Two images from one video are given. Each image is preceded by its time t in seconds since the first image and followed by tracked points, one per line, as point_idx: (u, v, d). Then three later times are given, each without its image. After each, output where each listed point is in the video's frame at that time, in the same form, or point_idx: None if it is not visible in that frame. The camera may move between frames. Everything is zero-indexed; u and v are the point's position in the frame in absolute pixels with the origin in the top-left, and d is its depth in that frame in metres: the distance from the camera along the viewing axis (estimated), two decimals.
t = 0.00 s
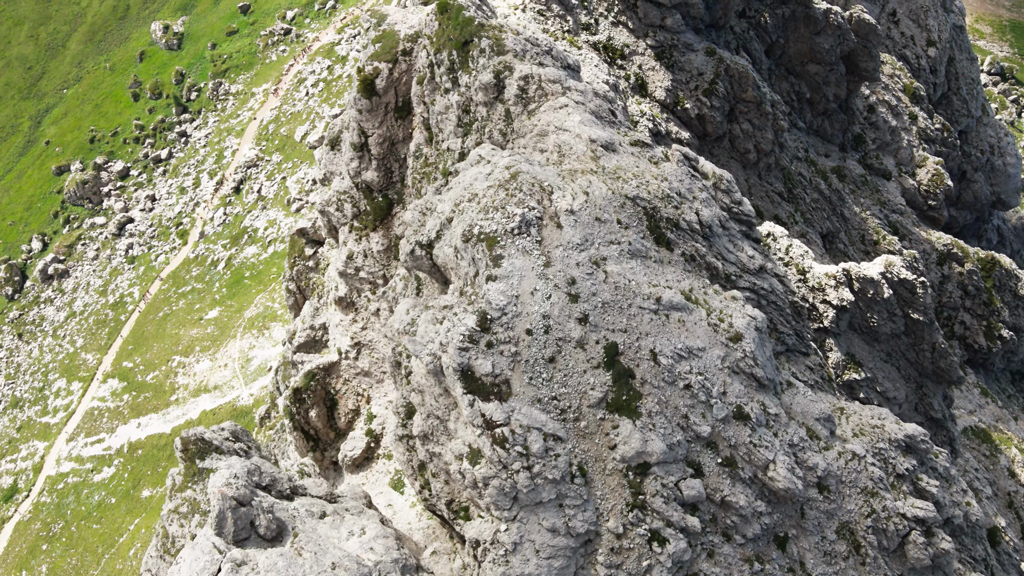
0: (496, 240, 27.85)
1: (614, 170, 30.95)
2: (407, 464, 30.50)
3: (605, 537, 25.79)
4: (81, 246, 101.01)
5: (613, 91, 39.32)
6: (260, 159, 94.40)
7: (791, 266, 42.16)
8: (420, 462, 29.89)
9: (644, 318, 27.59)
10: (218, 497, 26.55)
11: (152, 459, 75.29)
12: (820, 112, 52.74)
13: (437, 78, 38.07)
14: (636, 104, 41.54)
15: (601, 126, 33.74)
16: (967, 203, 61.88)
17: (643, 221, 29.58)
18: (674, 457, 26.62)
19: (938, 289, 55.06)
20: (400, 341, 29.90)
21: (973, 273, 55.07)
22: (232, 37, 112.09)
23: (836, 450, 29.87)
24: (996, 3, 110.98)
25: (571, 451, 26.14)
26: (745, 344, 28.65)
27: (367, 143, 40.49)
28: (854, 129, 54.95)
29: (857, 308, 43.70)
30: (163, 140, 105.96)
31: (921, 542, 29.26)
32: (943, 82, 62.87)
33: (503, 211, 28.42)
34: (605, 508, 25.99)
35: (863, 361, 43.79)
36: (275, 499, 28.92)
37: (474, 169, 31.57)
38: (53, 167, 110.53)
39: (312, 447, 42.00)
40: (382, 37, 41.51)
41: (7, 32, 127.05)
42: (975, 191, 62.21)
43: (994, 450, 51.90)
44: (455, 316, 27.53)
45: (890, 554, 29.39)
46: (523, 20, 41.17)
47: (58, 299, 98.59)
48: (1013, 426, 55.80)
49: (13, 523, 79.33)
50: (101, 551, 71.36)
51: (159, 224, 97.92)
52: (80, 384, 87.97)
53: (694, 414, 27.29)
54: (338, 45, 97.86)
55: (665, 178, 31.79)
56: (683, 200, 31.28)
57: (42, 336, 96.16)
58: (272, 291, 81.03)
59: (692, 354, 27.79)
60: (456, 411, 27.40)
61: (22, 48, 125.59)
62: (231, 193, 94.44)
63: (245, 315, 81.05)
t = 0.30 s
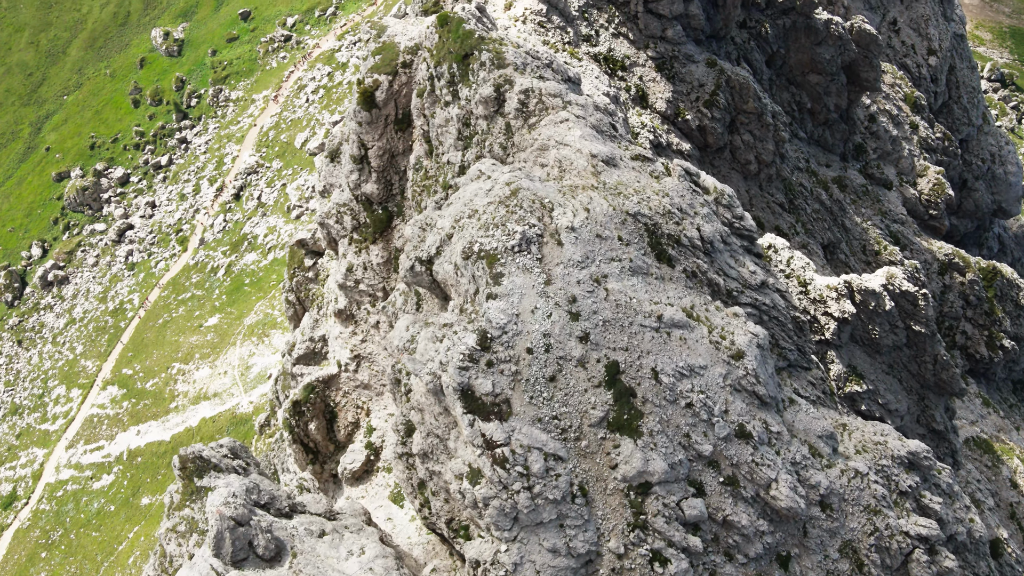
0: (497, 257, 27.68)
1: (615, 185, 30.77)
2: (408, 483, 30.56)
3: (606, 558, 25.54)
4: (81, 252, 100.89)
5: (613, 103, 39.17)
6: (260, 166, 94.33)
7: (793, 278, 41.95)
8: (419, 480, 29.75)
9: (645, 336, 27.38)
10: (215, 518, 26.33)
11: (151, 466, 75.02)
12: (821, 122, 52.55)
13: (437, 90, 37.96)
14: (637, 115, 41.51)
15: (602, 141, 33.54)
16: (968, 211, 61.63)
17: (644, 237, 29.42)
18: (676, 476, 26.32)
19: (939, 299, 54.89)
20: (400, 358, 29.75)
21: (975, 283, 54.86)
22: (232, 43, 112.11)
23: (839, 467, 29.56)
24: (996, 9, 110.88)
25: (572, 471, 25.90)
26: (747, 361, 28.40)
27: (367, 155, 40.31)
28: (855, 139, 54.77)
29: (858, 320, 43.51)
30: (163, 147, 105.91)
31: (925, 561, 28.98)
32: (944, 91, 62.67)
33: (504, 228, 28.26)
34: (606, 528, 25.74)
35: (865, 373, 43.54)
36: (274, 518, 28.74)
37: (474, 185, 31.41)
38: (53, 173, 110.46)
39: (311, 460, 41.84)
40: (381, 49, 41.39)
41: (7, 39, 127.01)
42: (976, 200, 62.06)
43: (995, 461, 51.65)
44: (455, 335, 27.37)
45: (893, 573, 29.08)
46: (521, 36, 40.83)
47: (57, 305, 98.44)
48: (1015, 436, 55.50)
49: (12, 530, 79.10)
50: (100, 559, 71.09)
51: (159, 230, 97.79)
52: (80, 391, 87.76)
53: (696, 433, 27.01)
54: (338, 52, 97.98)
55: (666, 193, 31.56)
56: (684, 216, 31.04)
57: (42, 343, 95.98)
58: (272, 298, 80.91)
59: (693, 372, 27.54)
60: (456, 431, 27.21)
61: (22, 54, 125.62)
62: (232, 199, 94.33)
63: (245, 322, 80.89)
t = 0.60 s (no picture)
0: (497, 274, 27.51)
1: (616, 201, 30.58)
2: (407, 502, 30.36)
3: None
4: (81, 259, 100.80)
5: (614, 116, 39.00)
6: (260, 173, 94.22)
7: (794, 291, 41.70)
8: (419, 498, 29.56)
9: (646, 354, 27.17)
10: (214, 538, 26.28)
11: (150, 474, 74.71)
12: (822, 132, 52.36)
13: (437, 103, 37.84)
14: (637, 127, 41.33)
15: (603, 155, 33.34)
16: (969, 220, 61.39)
17: (645, 254, 29.21)
18: (678, 495, 25.92)
19: (940, 309, 54.61)
20: (400, 376, 29.60)
21: (976, 293, 54.64)
22: (232, 50, 112.17)
23: (842, 485, 29.22)
24: (995, 15, 110.78)
25: (573, 491, 25.56)
26: (749, 379, 28.13)
27: (366, 168, 40.14)
28: (856, 148, 54.59)
29: (860, 332, 43.24)
30: (163, 154, 105.88)
31: None
32: (945, 100, 62.50)
33: (504, 245, 28.11)
34: (607, 548, 25.40)
35: (866, 386, 43.21)
36: (272, 537, 28.60)
37: (474, 201, 31.26)
38: (53, 180, 110.44)
39: (310, 473, 41.53)
40: (381, 61, 41.24)
41: (7, 46, 127.01)
42: (976, 209, 61.89)
43: (998, 472, 51.31)
44: (454, 354, 27.16)
45: None
46: (520, 48, 40.69)
47: (57, 312, 98.28)
48: (1017, 446, 55.16)
49: (11, 538, 78.81)
50: (99, 567, 70.81)
51: (159, 237, 97.69)
52: (79, 399, 87.54)
53: (697, 452, 26.65)
54: (338, 58, 98.09)
55: (667, 209, 31.32)
56: (685, 231, 30.83)
57: (41, 350, 95.82)
58: (272, 306, 80.76)
59: (695, 391, 27.27)
60: (456, 450, 26.98)
61: (23, 61, 125.68)
62: (232, 206, 94.19)
63: (244, 330, 80.69)
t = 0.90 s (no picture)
0: (496, 292, 27.35)
1: (616, 216, 30.40)
2: (405, 519, 30.18)
3: None
4: (80, 267, 100.66)
5: (614, 129, 38.85)
6: (260, 180, 94.12)
7: (795, 303, 41.50)
8: (417, 517, 29.33)
9: (647, 372, 26.95)
10: (209, 558, 26.34)
11: (149, 482, 74.27)
12: (823, 142, 52.22)
13: (436, 116, 37.72)
14: (637, 138, 41.17)
15: (602, 169, 33.15)
16: (970, 229, 61.22)
17: (645, 270, 29.01)
18: (679, 514, 25.62)
19: (941, 319, 54.38)
20: (399, 393, 29.38)
21: (977, 303, 54.46)
22: (232, 57, 112.23)
23: (844, 503, 28.91)
24: (995, 22, 110.71)
25: (573, 510, 25.25)
26: (750, 397, 27.89)
27: (365, 180, 39.94)
28: (856, 158, 54.48)
29: (860, 344, 43.00)
30: (163, 161, 105.83)
31: None
32: (945, 108, 62.39)
33: (503, 262, 27.93)
34: (607, 568, 25.06)
35: (868, 398, 42.92)
36: (269, 555, 28.33)
37: (473, 216, 31.08)
38: (53, 187, 110.38)
39: (309, 486, 41.41)
40: (380, 73, 41.01)
41: (7, 53, 127.03)
42: (977, 218, 61.79)
43: (999, 483, 51.05)
44: (453, 372, 26.95)
45: None
46: (520, 60, 40.63)
47: (56, 320, 98.07)
48: (1020, 457, 54.84)
49: (9, 547, 78.44)
50: None
51: (158, 244, 97.55)
52: (78, 406, 87.29)
53: (699, 470, 26.32)
54: (338, 66, 98.24)
55: (668, 224, 31.09)
56: (686, 247, 30.62)
57: (41, 357, 95.58)
58: (272, 313, 80.55)
59: (695, 409, 27.03)
60: (455, 468, 26.76)
61: (23, 68, 125.68)
62: (231, 213, 94.03)
63: (244, 337, 80.50)
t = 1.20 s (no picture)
0: (495, 309, 27.16)
1: (616, 231, 30.21)
2: (404, 537, 29.99)
3: None
4: (79, 274, 100.51)
5: (614, 141, 38.68)
6: (260, 188, 94.06)
7: (796, 315, 41.27)
8: (416, 535, 29.10)
9: (647, 390, 26.74)
10: None
11: (148, 491, 73.90)
12: (823, 152, 52.05)
13: (435, 128, 37.57)
14: (637, 150, 41.04)
15: (602, 183, 32.95)
16: (971, 238, 61.04)
17: (646, 286, 28.81)
18: (679, 534, 25.33)
19: (942, 329, 54.12)
20: (397, 410, 29.18)
21: (978, 313, 54.28)
22: (232, 65, 112.26)
23: (846, 520, 28.65)
24: (995, 29, 110.68)
25: (572, 530, 24.95)
26: (751, 414, 27.63)
27: (364, 192, 39.71)
28: (857, 168, 54.36)
29: (862, 356, 42.75)
30: (163, 168, 105.80)
31: None
32: (946, 117, 62.23)
33: (502, 278, 27.75)
34: None
35: (869, 410, 42.68)
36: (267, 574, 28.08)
37: (472, 231, 30.90)
38: (53, 195, 110.33)
39: (308, 499, 41.39)
40: (379, 85, 40.86)
41: (8, 60, 127.12)
42: (978, 226, 61.63)
43: (1001, 494, 50.79)
44: (451, 390, 26.75)
45: None
46: (520, 72, 40.50)
47: (55, 327, 97.91)
48: (1022, 468, 54.53)
49: (7, 555, 78.12)
50: None
51: (158, 252, 97.41)
52: (77, 414, 87.05)
53: (699, 489, 26.05)
54: (338, 73, 98.27)
55: (668, 239, 30.88)
56: (686, 262, 30.42)
57: (40, 365, 95.37)
58: (271, 321, 80.31)
59: (696, 426, 26.78)
60: (453, 487, 26.56)
61: (23, 75, 125.78)
62: (231, 221, 93.94)
63: (243, 345, 80.28)
